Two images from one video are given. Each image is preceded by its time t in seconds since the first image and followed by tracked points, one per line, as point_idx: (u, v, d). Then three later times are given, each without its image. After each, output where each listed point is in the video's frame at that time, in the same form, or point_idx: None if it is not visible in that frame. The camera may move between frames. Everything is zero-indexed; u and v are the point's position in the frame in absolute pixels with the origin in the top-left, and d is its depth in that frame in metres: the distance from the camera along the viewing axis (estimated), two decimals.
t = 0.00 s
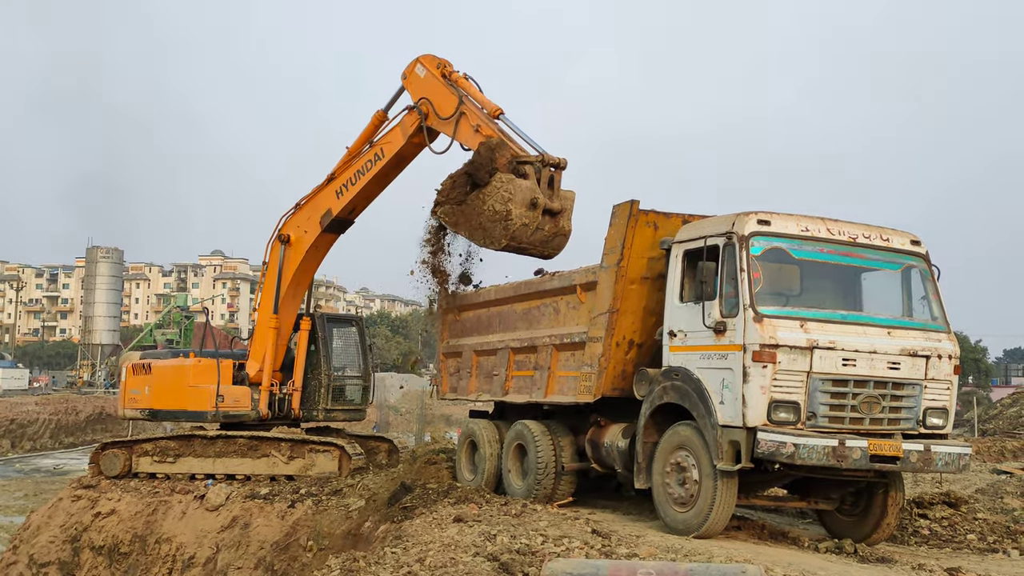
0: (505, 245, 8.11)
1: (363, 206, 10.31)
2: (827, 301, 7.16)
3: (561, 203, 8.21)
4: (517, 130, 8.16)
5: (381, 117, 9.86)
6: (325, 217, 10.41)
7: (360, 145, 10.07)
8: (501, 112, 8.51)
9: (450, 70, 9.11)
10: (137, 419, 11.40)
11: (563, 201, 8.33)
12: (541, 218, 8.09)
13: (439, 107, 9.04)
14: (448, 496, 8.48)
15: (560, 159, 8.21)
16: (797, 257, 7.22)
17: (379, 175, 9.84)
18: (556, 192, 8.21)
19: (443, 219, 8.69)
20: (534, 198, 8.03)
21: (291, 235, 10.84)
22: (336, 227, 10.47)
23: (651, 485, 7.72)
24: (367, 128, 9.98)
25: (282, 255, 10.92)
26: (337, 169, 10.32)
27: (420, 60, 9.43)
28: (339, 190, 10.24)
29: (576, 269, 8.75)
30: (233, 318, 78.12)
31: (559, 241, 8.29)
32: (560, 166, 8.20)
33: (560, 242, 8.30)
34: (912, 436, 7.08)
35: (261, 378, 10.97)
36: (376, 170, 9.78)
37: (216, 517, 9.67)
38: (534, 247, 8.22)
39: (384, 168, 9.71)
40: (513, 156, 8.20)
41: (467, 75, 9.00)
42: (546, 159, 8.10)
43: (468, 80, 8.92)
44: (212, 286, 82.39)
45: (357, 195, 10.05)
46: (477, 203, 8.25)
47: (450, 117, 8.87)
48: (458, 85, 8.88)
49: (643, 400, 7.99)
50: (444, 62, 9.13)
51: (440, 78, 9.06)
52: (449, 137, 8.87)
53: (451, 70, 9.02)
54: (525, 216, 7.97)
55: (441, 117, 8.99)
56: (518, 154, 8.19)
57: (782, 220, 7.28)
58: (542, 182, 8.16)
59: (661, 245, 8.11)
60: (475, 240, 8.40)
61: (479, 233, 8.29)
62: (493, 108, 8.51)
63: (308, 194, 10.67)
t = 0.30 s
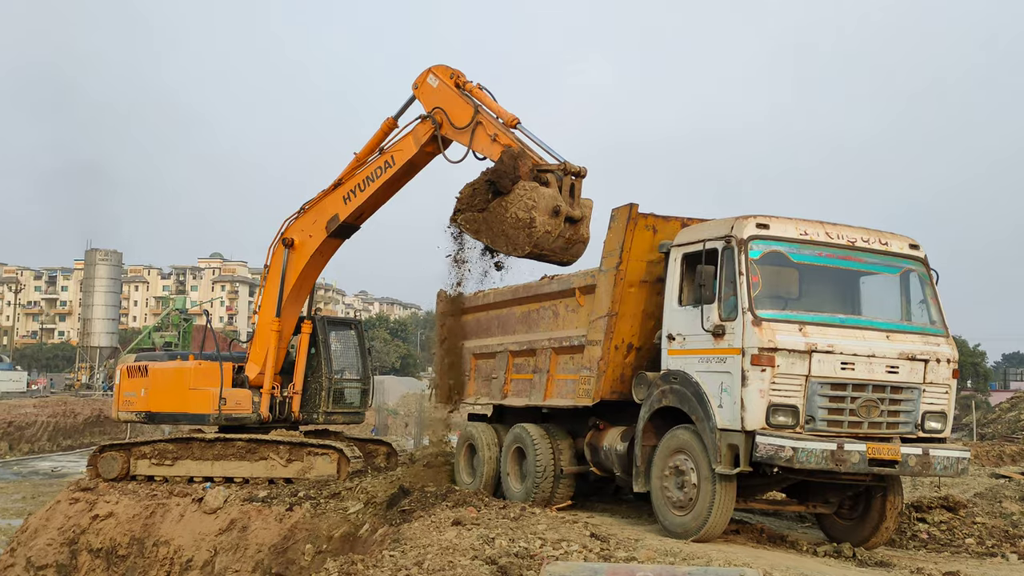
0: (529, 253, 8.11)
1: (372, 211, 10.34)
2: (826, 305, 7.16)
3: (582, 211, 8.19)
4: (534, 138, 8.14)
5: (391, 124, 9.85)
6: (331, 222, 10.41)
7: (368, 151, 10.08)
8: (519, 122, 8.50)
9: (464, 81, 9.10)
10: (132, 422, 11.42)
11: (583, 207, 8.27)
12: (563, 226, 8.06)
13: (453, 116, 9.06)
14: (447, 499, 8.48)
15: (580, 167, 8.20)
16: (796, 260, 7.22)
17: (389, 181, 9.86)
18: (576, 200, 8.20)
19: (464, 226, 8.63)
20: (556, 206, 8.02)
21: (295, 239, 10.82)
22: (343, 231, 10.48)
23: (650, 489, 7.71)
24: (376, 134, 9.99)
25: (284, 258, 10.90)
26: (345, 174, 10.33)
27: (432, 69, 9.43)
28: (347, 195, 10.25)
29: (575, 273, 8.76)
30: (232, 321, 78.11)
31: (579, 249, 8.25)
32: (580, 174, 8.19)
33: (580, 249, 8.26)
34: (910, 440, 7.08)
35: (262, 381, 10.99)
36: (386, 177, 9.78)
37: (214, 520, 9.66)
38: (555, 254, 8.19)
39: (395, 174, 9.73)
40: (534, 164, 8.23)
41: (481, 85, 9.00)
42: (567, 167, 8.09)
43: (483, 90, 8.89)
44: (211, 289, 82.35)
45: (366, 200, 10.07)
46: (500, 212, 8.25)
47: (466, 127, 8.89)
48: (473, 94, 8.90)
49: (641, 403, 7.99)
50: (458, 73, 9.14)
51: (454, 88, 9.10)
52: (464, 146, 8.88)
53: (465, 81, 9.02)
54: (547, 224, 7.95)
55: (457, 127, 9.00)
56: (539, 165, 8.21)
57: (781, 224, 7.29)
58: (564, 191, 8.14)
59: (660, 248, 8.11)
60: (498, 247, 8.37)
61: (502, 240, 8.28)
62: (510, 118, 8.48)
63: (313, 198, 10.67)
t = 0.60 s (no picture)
0: (542, 267, 8.54)
1: (376, 224, 10.39)
2: (824, 314, 7.16)
3: (594, 227, 8.58)
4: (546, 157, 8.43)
5: (399, 138, 9.94)
6: (335, 233, 10.43)
7: (374, 163, 10.14)
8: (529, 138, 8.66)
9: (475, 98, 9.28)
10: (127, 430, 11.33)
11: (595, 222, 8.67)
12: (576, 242, 8.47)
13: (464, 133, 9.22)
14: (444, 507, 8.46)
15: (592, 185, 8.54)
16: (794, 268, 7.22)
17: (396, 195, 9.94)
18: (589, 216, 8.56)
19: (475, 242, 8.94)
20: (570, 223, 8.41)
21: (298, 249, 10.82)
22: (346, 242, 10.52)
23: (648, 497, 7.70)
24: (383, 147, 10.08)
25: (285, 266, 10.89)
26: (350, 185, 10.38)
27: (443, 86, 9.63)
28: (353, 206, 10.29)
29: (573, 281, 8.75)
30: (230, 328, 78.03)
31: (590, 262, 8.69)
32: (592, 191, 8.54)
33: (591, 264, 8.70)
34: (909, 449, 7.07)
35: (261, 389, 10.97)
36: (393, 191, 9.86)
37: (211, 528, 9.63)
38: (567, 269, 8.65)
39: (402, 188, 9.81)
40: (547, 181, 8.55)
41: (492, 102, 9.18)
42: (580, 185, 8.43)
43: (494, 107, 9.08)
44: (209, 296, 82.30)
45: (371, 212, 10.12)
46: (511, 227, 8.54)
47: (477, 143, 9.06)
48: (484, 112, 9.11)
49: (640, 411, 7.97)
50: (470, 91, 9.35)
51: (465, 104, 9.27)
52: (474, 161, 9.04)
53: (476, 98, 9.21)
54: (561, 239, 8.37)
55: (468, 143, 9.17)
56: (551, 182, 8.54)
57: (779, 232, 7.29)
58: (577, 208, 8.50)
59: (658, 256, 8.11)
60: (509, 262, 8.75)
61: (514, 256, 8.67)
62: (520, 134, 8.65)
63: (316, 207, 10.70)
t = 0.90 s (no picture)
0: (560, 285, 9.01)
1: (380, 237, 10.47)
2: (822, 324, 7.16)
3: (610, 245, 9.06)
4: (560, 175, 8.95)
5: (407, 153, 10.02)
6: (340, 245, 10.48)
7: (381, 177, 10.21)
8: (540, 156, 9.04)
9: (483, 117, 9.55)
10: (122, 438, 11.35)
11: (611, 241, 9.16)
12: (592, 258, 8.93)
13: (472, 151, 9.47)
14: (442, 517, 8.44)
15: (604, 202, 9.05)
16: (791, 278, 7.23)
17: (403, 210, 10.05)
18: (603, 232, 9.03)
19: (489, 257, 9.73)
20: (585, 239, 8.88)
21: (301, 260, 10.81)
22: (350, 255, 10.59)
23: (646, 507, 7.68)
24: (390, 162, 10.13)
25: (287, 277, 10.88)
26: (355, 198, 10.43)
27: (450, 104, 9.82)
28: (358, 219, 10.36)
29: (571, 290, 8.74)
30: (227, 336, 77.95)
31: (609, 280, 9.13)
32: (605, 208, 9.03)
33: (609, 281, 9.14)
34: (907, 459, 7.06)
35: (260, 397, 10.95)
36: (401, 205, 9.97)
37: (207, 538, 9.60)
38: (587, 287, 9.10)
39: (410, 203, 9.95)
40: (560, 199, 9.12)
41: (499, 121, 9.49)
42: (593, 202, 8.97)
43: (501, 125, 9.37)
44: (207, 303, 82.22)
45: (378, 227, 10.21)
46: (527, 245, 9.22)
47: (486, 162, 9.35)
48: (492, 129, 9.38)
49: (638, 421, 7.96)
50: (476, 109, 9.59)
51: (473, 123, 9.53)
52: (486, 179, 9.31)
53: (484, 117, 9.49)
54: (576, 255, 8.86)
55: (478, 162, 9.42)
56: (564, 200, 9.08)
57: (777, 242, 7.30)
58: (590, 224, 9.02)
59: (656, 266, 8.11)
60: (525, 279, 9.40)
61: (530, 273, 9.29)
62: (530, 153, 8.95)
63: (319, 218, 10.71)
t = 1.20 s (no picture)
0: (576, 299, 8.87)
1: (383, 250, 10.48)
2: (819, 330, 7.17)
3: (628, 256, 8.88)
4: (571, 189, 8.89)
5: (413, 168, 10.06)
6: (342, 257, 10.49)
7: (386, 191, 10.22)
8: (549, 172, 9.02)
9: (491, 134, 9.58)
10: (118, 444, 11.31)
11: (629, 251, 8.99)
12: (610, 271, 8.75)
13: (479, 167, 9.48)
14: (439, 523, 8.43)
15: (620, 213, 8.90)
16: (789, 284, 7.24)
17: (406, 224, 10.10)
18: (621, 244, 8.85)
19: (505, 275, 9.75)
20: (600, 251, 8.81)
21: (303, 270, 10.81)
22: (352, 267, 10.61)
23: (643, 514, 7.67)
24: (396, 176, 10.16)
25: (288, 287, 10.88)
26: (359, 211, 10.44)
27: (457, 122, 9.90)
28: (361, 232, 10.38)
29: (568, 296, 8.75)
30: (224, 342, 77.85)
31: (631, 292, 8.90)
32: (619, 219, 8.89)
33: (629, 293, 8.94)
34: (904, 466, 7.06)
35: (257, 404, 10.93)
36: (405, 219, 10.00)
37: (204, 544, 9.57)
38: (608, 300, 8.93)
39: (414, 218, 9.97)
40: (573, 212, 9.05)
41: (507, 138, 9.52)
42: (607, 213, 8.82)
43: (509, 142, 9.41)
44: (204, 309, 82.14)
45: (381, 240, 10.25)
46: (542, 259, 9.24)
47: (494, 180, 9.37)
48: (500, 147, 9.43)
49: (635, 428, 7.96)
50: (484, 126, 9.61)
51: (480, 140, 9.57)
52: (495, 196, 9.32)
53: (492, 134, 9.53)
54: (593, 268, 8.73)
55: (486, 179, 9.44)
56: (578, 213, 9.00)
57: (774, 248, 7.32)
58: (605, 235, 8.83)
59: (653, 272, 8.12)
60: (542, 294, 9.34)
61: (547, 287, 9.24)
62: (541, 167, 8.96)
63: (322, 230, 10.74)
